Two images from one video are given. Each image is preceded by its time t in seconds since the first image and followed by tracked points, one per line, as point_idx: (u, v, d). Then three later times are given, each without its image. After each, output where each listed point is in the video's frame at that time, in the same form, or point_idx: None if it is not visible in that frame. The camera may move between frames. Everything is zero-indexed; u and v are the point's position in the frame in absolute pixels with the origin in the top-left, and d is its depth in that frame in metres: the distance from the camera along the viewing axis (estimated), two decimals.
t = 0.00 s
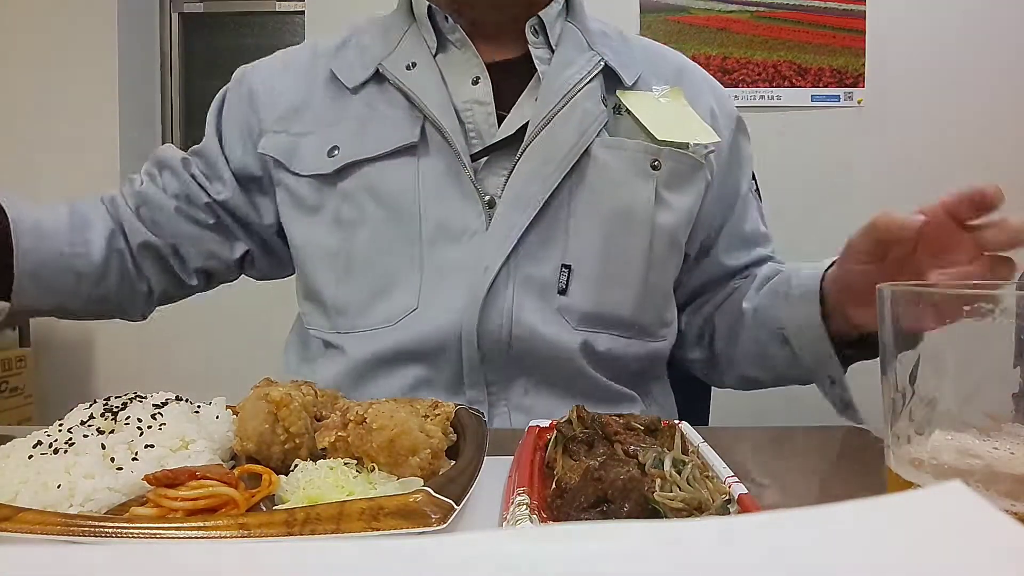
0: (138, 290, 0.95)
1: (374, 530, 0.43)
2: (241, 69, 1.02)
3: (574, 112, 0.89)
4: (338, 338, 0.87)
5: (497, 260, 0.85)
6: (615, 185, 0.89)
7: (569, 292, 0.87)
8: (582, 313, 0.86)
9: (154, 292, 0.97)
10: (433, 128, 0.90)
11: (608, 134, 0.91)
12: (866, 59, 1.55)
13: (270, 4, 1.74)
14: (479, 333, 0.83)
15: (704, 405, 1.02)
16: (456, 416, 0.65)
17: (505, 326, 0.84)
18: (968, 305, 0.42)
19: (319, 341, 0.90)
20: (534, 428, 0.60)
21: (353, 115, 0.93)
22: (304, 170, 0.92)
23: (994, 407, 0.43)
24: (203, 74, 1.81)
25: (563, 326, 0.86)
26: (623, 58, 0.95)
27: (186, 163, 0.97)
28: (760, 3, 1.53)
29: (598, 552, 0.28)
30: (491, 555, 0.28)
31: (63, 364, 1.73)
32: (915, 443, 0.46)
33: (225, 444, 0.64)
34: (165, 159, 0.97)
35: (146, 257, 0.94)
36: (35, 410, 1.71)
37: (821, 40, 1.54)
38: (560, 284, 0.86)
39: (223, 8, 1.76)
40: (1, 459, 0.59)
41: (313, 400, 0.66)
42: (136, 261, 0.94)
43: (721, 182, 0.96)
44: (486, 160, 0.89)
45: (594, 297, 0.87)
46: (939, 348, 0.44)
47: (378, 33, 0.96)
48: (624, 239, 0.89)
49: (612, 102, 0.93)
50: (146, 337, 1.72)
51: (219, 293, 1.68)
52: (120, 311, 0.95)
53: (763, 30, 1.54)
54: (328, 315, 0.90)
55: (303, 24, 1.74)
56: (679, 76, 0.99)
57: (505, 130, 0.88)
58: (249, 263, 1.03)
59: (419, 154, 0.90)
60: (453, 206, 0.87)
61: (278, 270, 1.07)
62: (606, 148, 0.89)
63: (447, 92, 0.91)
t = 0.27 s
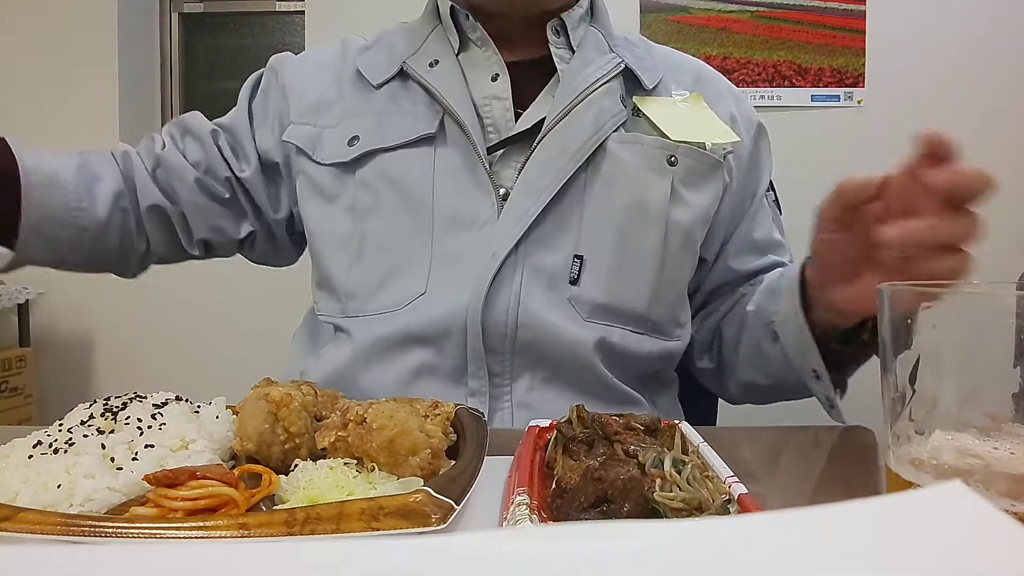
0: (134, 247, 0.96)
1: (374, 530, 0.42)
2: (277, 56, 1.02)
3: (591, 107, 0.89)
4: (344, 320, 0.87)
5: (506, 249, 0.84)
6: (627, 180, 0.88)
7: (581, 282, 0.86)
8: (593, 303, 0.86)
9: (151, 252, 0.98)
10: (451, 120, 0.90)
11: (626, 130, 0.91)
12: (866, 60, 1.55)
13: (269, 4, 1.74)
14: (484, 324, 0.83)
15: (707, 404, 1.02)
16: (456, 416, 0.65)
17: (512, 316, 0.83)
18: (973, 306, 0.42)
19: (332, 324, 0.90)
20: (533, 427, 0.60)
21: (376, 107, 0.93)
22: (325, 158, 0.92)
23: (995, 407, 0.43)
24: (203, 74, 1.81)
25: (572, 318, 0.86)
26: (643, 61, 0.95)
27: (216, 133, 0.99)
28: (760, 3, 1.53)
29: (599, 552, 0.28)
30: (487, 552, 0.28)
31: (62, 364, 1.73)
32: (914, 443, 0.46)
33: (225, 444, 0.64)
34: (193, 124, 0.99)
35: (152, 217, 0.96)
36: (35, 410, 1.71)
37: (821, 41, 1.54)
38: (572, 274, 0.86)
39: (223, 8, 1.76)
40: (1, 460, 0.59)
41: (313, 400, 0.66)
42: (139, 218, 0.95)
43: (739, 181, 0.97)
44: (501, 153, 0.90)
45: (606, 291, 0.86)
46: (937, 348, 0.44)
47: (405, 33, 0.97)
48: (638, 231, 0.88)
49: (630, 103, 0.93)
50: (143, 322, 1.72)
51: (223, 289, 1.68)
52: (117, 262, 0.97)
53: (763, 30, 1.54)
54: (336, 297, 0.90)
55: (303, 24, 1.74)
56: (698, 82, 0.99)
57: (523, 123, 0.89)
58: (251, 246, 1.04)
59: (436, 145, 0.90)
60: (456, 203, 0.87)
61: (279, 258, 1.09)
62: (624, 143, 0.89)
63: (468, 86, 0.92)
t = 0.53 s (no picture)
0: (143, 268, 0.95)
1: (374, 530, 0.42)
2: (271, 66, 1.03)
3: (583, 111, 0.89)
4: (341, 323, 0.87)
5: (498, 247, 0.84)
6: (611, 180, 0.88)
7: (567, 285, 0.86)
8: (578, 306, 0.85)
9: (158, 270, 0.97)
10: (445, 120, 0.90)
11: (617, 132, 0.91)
12: (866, 60, 1.55)
13: (269, 4, 1.74)
14: (478, 322, 0.83)
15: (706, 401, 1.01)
16: (456, 416, 0.65)
17: (504, 314, 0.83)
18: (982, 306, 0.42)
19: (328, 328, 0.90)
20: (534, 427, 0.60)
21: (373, 112, 0.93)
22: (323, 161, 0.92)
23: (995, 407, 0.43)
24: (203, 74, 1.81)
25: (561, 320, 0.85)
26: (634, 66, 0.95)
27: (217, 145, 0.98)
28: (760, 3, 1.53)
29: (600, 552, 0.28)
30: (488, 551, 0.28)
31: (62, 364, 1.73)
32: (914, 443, 0.45)
33: (225, 444, 0.64)
34: (193, 138, 0.98)
35: (159, 234, 0.95)
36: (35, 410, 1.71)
37: (821, 40, 1.54)
38: (559, 277, 0.86)
39: (223, 8, 1.76)
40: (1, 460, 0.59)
41: (313, 400, 0.66)
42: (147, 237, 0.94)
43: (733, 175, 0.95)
44: (495, 154, 0.90)
45: (595, 291, 0.86)
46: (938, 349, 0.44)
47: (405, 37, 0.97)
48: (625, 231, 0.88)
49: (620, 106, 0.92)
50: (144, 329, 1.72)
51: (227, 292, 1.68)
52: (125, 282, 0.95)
53: (763, 30, 1.54)
54: (333, 299, 0.89)
55: (303, 24, 1.74)
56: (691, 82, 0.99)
57: (516, 124, 0.89)
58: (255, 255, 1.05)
59: (431, 146, 0.90)
60: (451, 202, 0.87)
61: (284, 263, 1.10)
62: (614, 145, 0.89)
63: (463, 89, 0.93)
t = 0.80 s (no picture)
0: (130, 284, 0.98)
1: (374, 530, 0.42)
2: (243, 70, 1.03)
3: (565, 104, 0.89)
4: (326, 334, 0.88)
5: (481, 255, 0.84)
6: (599, 181, 0.88)
7: (556, 288, 0.86)
8: (568, 309, 0.86)
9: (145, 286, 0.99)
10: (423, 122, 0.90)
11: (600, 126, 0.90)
12: (866, 59, 1.55)
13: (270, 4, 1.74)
14: (467, 330, 0.83)
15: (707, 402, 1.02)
16: (456, 416, 0.65)
17: (493, 321, 0.83)
18: (978, 305, 0.41)
19: (315, 341, 0.90)
20: (533, 428, 0.60)
21: (350, 112, 0.93)
22: (298, 169, 0.92)
23: (996, 408, 0.43)
24: (202, 74, 1.81)
25: (551, 323, 0.85)
26: (617, 53, 0.94)
27: (190, 158, 0.99)
28: (759, 3, 1.53)
29: (604, 551, 0.28)
30: (488, 553, 0.28)
31: (62, 364, 1.73)
32: (915, 443, 0.46)
33: (225, 444, 0.64)
34: (168, 153, 0.99)
35: (141, 251, 0.97)
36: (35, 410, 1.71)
37: (821, 40, 1.54)
38: (547, 281, 0.86)
39: (223, 8, 1.76)
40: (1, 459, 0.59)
41: (313, 400, 0.66)
42: (130, 255, 0.96)
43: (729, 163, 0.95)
44: (476, 154, 0.89)
45: (584, 296, 0.86)
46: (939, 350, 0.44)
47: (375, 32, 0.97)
48: (612, 234, 0.87)
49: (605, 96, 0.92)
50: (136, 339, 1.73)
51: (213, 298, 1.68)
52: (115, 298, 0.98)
53: (763, 30, 1.54)
54: (319, 311, 0.90)
55: (303, 24, 1.74)
56: (674, 67, 0.99)
57: (497, 123, 0.89)
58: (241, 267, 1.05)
59: (408, 148, 0.90)
60: (434, 207, 0.87)
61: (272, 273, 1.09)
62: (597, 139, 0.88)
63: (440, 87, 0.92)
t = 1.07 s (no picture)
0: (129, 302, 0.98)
1: (374, 530, 0.42)
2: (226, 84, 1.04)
3: (544, 95, 0.88)
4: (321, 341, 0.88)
5: (474, 254, 0.84)
6: (588, 181, 0.88)
7: (551, 280, 0.86)
8: (565, 300, 0.86)
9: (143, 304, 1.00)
10: (407, 126, 0.90)
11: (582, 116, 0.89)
12: (866, 59, 1.55)
13: (270, 4, 1.74)
14: (463, 330, 0.83)
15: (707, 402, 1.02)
16: (456, 416, 0.65)
17: (489, 319, 0.84)
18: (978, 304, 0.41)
19: (312, 349, 0.91)
20: (534, 428, 0.60)
21: (332, 121, 0.94)
22: (285, 179, 0.92)
23: (995, 408, 0.43)
24: (202, 73, 1.81)
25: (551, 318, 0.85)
26: (596, 38, 0.93)
27: (180, 173, 0.99)
28: (759, 3, 1.54)
29: (603, 552, 0.28)
30: (485, 553, 0.28)
31: (62, 364, 1.73)
32: (914, 442, 0.46)
33: (225, 444, 0.64)
34: (158, 169, 0.99)
35: (138, 268, 0.97)
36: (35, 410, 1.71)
37: (821, 40, 1.54)
38: (541, 274, 0.86)
39: (223, 8, 1.76)
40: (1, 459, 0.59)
41: (313, 400, 0.66)
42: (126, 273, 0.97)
43: (721, 123, 0.94)
44: (462, 154, 0.89)
45: (579, 284, 0.86)
46: (938, 351, 0.44)
47: (357, 38, 0.97)
48: (603, 223, 0.87)
49: (582, 85, 0.91)
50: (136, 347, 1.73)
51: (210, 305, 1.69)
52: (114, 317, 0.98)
53: (762, 30, 1.54)
54: (313, 319, 0.91)
55: (303, 24, 1.74)
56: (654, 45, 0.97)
57: (478, 124, 0.88)
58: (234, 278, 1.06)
59: (393, 154, 0.90)
60: (423, 210, 0.88)
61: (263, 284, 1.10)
62: (578, 130, 0.88)
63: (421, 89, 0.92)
